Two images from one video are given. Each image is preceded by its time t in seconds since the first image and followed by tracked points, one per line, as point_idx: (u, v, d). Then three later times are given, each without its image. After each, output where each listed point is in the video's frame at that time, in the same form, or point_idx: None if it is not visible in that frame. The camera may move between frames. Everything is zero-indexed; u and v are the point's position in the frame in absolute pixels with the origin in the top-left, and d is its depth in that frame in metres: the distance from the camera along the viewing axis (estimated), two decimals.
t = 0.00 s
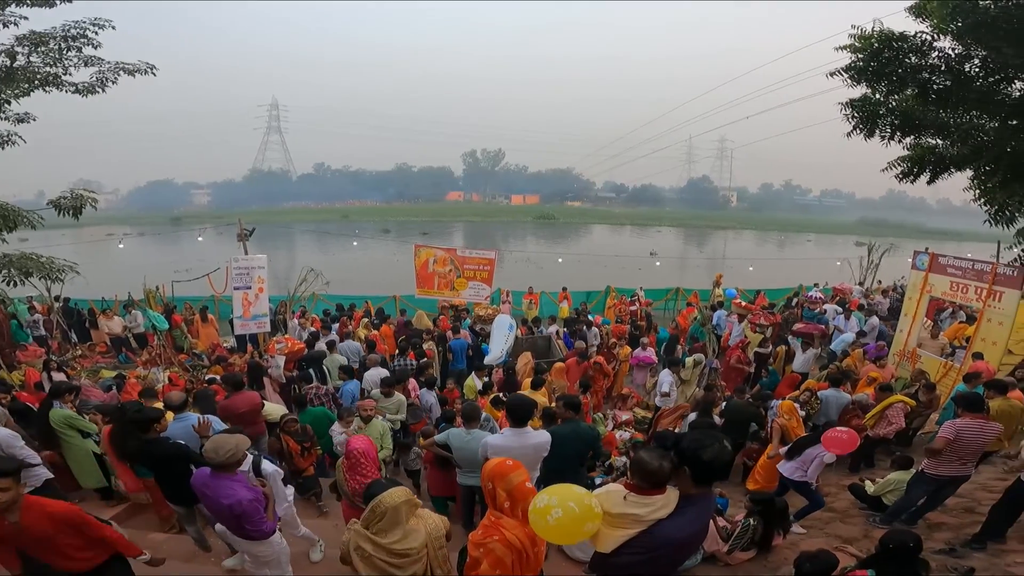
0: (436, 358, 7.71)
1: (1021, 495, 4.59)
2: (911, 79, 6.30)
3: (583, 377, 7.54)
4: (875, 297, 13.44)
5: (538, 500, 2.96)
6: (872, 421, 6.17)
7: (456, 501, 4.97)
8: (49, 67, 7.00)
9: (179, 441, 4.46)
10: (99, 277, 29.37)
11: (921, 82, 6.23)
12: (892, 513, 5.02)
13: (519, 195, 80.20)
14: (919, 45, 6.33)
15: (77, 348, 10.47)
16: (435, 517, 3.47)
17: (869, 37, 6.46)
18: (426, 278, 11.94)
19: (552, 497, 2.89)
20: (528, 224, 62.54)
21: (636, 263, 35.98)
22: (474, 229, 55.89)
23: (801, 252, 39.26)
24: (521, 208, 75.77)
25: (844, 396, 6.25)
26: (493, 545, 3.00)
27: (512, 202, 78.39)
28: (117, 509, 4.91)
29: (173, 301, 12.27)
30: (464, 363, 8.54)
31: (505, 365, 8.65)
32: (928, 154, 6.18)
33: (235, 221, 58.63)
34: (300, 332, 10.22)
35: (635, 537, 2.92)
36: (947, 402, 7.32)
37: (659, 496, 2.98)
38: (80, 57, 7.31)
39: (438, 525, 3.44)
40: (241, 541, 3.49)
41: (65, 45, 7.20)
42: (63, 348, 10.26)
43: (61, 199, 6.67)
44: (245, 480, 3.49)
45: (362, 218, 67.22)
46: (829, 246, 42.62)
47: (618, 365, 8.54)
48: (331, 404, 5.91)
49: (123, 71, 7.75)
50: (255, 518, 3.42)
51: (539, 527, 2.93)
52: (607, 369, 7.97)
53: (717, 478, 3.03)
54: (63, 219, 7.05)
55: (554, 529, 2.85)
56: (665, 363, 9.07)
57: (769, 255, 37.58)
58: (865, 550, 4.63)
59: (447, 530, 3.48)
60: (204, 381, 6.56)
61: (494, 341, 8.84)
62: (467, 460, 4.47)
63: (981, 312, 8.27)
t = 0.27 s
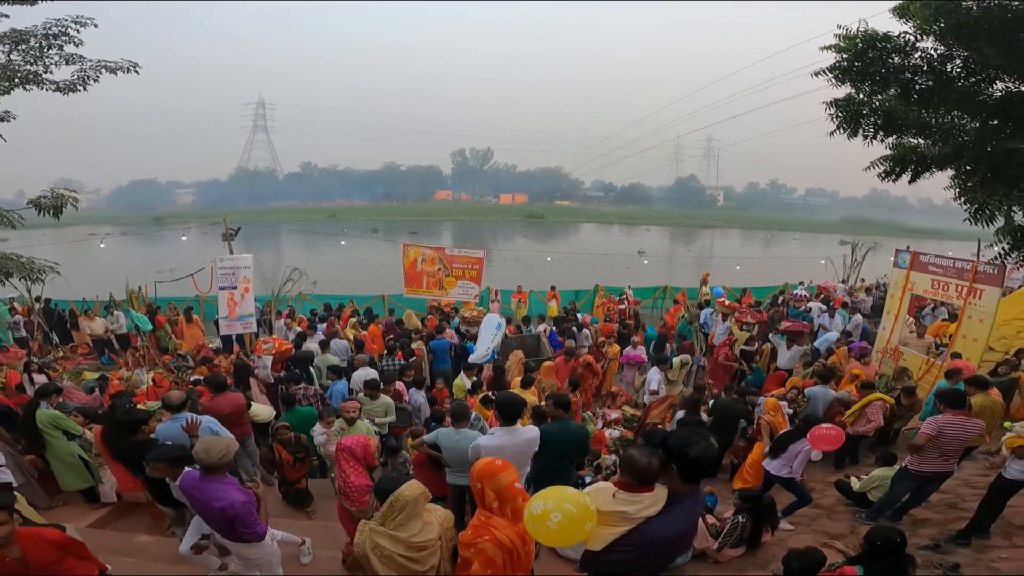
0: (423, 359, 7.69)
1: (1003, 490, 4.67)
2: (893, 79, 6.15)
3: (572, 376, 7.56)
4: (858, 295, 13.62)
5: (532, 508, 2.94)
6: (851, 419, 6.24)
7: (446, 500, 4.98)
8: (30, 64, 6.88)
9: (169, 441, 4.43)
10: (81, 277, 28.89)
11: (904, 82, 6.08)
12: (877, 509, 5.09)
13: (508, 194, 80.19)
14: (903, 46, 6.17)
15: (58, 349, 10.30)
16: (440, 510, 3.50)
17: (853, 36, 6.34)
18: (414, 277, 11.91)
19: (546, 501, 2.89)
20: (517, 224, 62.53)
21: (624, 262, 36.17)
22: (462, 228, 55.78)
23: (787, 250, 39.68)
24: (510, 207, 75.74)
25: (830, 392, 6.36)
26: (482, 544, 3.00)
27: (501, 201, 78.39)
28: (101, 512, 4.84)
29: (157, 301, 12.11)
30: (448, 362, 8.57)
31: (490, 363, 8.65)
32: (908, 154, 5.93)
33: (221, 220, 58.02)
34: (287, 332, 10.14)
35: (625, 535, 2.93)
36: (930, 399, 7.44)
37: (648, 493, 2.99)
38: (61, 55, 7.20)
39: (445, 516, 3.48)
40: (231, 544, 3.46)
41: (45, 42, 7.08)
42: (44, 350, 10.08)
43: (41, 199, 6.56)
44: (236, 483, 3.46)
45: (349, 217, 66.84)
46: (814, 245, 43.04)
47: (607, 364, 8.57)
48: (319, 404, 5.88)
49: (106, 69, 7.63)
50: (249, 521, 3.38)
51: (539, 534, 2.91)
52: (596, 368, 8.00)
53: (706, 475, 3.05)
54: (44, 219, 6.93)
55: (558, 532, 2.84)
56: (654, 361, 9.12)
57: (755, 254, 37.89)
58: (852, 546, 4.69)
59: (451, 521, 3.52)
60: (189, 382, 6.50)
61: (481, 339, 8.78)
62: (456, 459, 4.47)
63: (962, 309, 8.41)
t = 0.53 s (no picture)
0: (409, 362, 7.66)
1: (987, 486, 4.74)
2: (874, 81, 6.22)
3: (561, 377, 7.57)
4: (842, 295, 13.80)
5: (522, 507, 2.94)
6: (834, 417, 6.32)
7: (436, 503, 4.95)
8: (9, 66, 6.78)
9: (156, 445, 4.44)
10: (61, 281, 28.41)
11: (883, 84, 6.15)
12: (864, 507, 5.14)
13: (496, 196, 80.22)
14: (883, 48, 6.23)
15: (38, 355, 10.11)
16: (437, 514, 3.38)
17: (834, 38, 6.43)
18: (402, 280, 11.87)
19: (537, 501, 2.88)
20: (505, 226, 62.56)
21: (612, 263, 36.31)
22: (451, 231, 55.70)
23: (772, 251, 40.11)
24: (498, 209, 75.76)
25: (816, 390, 6.43)
26: (473, 548, 2.99)
27: (489, 203, 78.43)
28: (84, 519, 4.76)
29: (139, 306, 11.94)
30: (433, 365, 8.54)
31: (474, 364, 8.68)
32: (888, 155, 6.02)
33: (206, 224, 57.40)
34: (273, 336, 10.05)
35: (615, 535, 2.93)
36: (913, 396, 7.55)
37: (637, 493, 2.99)
38: (42, 57, 7.10)
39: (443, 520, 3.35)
40: (224, 549, 3.41)
41: (25, 44, 6.98)
42: (23, 356, 9.90)
43: (21, 202, 6.45)
44: (227, 488, 3.40)
45: (336, 220, 66.43)
46: (799, 245, 43.52)
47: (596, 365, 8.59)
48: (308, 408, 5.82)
49: (88, 71, 7.54)
50: (243, 525, 3.34)
51: (528, 533, 2.91)
52: (585, 369, 8.02)
53: (694, 475, 3.06)
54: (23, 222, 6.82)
55: (547, 532, 2.84)
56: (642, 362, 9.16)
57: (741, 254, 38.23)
58: (841, 544, 4.73)
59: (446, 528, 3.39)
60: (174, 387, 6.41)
61: (469, 340, 8.77)
62: (446, 461, 4.46)
63: (943, 307, 8.54)
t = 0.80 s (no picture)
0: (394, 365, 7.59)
1: (966, 481, 4.83)
2: (853, 81, 6.15)
3: (547, 376, 7.58)
4: (822, 292, 14.00)
5: (510, 509, 2.95)
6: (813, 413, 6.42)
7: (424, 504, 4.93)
8: None
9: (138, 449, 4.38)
10: (36, 283, 27.80)
11: (862, 84, 6.08)
12: (848, 502, 5.22)
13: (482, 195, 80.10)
14: (862, 48, 6.16)
15: (14, 358, 9.90)
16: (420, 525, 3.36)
17: (815, 38, 6.39)
18: (388, 280, 11.80)
19: (525, 502, 2.88)
20: (491, 225, 62.49)
21: (597, 262, 36.44)
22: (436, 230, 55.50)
23: (755, 249, 40.61)
24: (484, 209, 75.67)
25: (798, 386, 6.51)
26: (464, 548, 2.98)
27: (474, 202, 78.34)
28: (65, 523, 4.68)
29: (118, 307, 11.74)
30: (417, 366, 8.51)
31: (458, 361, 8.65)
32: (867, 155, 6.06)
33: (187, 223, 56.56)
34: (256, 337, 9.94)
35: (603, 534, 2.95)
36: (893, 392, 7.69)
37: (625, 492, 3.01)
38: (16, 54, 6.94)
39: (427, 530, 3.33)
40: (208, 552, 3.37)
41: None
42: None
43: None
44: (210, 491, 3.36)
45: (321, 219, 65.85)
46: (782, 244, 44.00)
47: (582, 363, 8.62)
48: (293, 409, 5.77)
49: (64, 68, 7.39)
50: (226, 528, 3.29)
51: (516, 535, 2.91)
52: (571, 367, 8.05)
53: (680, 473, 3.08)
54: None
55: (535, 533, 2.84)
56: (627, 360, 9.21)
57: (725, 253, 38.57)
58: (825, 539, 4.80)
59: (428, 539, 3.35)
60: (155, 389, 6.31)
61: (454, 337, 8.76)
62: (434, 461, 4.45)
63: (920, 304, 8.69)
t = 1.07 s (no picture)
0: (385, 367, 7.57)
1: (952, 479, 4.90)
2: (839, 83, 6.16)
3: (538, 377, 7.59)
4: (809, 292, 14.14)
5: (503, 510, 2.91)
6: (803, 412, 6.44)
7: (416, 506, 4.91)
8: None
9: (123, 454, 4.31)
10: (19, 284, 27.39)
11: (848, 86, 6.09)
12: (836, 501, 5.27)
13: (472, 196, 80.02)
14: (848, 50, 6.15)
15: None
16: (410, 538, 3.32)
17: (803, 40, 6.37)
18: (377, 280, 11.75)
19: (518, 503, 2.86)
20: (482, 225, 62.46)
21: (587, 262, 36.54)
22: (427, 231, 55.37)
23: (743, 250, 40.95)
24: (475, 209, 75.62)
25: (786, 385, 6.57)
26: (458, 548, 2.97)
27: (465, 202, 78.25)
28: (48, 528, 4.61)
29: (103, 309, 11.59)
30: (406, 368, 8.45)
31: (448, 360, 8.60)
32: (853, 155, 6.25)
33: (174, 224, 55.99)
34: (244, 338, 9.85)
35: (596, 534, 2.95)
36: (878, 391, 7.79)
37: (617, 492, 3.02)
38: None
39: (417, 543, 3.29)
40: (194, 556, 3.33)
41: None
42: None
43: None
44: (196, 493, 3.35)
45: (310, 220, 65.47)
46: (770, 244, 44.35)
47: (573, 364, 8.64)
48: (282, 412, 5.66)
49: (48, 67, 7.30)
50: (210, 531, 3.26)
51: (508, 537, 2.88)
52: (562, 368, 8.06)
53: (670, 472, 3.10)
54: None
55: (527, 535, 2.83)
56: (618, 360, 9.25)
57: (714, 254, 38.81)
58: (814, 538, 4.84)
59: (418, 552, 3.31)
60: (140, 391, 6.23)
61: (445, 336, 8.73)
62: (425, 462, 4.44)
63: (905, 304, 8.79)
